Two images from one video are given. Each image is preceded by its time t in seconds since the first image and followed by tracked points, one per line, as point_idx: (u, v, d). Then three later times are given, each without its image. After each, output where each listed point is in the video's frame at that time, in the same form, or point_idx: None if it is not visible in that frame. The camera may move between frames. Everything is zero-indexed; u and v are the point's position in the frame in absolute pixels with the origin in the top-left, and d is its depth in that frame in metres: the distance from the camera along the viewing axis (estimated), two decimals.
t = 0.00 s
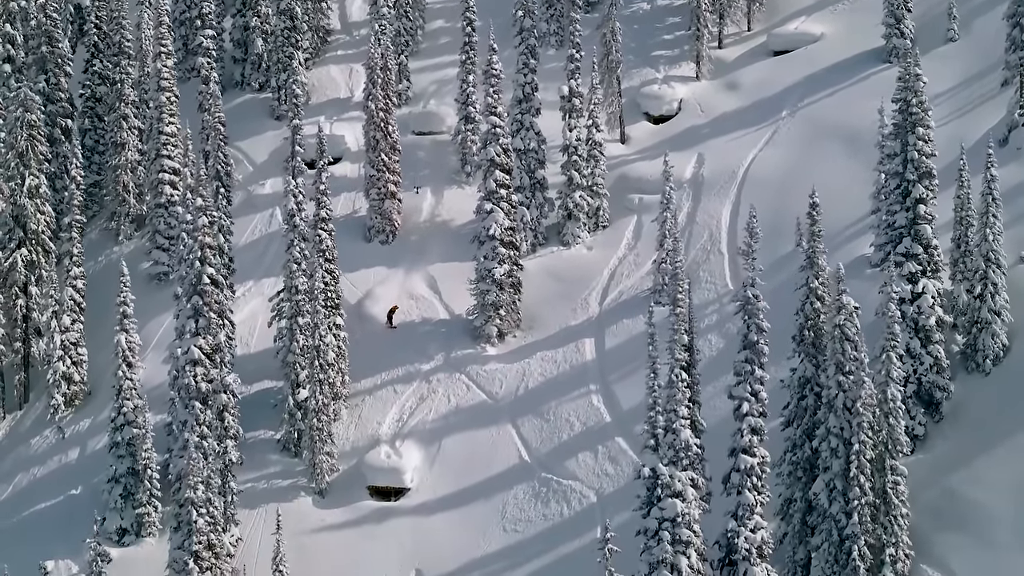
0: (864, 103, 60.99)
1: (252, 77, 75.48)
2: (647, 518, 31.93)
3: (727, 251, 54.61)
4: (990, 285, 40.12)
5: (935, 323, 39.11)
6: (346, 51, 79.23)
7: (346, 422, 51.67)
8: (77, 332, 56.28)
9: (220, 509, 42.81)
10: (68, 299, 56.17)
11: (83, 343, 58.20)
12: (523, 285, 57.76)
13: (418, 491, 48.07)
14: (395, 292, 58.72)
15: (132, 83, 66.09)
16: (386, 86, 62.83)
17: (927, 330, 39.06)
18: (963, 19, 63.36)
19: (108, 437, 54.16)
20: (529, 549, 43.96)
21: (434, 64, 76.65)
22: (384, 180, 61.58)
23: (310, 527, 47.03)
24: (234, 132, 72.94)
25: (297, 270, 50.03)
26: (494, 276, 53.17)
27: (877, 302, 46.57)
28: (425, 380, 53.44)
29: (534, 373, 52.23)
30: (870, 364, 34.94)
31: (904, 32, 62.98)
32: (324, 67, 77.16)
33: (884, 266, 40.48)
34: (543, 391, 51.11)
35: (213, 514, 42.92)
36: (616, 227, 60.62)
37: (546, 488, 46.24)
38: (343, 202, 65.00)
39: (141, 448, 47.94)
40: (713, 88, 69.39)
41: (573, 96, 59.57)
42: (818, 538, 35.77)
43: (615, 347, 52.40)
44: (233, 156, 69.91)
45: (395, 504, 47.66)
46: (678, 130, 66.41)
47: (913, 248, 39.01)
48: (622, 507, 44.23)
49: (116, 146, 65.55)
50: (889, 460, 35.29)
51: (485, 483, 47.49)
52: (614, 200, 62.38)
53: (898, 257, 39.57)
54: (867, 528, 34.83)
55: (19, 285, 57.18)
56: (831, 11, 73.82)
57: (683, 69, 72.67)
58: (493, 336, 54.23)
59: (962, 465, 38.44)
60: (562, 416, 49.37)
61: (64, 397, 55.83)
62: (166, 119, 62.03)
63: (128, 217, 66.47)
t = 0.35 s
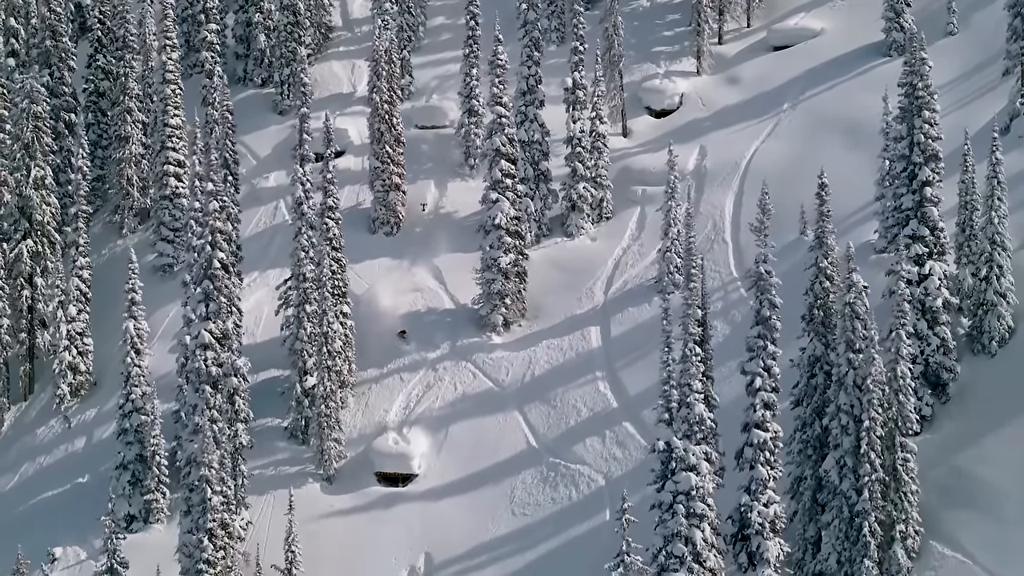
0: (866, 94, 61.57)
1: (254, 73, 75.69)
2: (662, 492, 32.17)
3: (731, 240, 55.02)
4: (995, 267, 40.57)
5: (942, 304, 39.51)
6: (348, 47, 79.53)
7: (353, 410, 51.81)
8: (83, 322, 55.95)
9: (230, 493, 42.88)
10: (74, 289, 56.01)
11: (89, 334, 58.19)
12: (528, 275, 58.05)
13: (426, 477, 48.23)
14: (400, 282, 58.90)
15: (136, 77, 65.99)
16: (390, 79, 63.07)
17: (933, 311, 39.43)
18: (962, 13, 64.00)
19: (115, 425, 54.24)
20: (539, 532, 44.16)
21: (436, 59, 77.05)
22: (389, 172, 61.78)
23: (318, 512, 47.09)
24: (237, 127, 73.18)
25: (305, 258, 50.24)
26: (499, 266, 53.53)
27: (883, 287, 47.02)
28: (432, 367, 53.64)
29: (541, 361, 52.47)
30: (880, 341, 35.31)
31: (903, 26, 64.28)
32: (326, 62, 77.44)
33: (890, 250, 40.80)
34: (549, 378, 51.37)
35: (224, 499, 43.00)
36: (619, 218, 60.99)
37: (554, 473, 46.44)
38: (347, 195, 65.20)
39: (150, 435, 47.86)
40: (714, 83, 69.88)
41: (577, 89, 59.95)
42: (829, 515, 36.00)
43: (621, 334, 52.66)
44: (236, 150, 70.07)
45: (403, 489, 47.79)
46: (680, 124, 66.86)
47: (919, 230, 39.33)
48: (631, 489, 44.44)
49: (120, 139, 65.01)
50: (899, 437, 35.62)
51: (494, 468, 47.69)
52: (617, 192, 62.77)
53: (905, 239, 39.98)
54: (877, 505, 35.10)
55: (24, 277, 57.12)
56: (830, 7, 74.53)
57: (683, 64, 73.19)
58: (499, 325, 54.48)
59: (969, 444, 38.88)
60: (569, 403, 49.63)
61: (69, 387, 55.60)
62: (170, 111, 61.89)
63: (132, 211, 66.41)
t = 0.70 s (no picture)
0: (869, 90, 62.13)
1: (260, 71, 75.93)
2: (680, 469, 32.45)
3: (738, 233, 55.46)
4: (1003, 254, 40.82)
5: (951, 290, 39.65)
6: (353, 46, 79.88)
7: (363, 400, 51.93)
8: (92, 315, 56.01)
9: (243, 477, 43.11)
10: (83, 282, 55.89)
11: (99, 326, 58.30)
12: (536, 268, 58.34)
13: (436, 466, 48.42)
14: (407, 275, 59.12)
15: (143, 74, 64.98)
16: (397, 75, 63.28)
17: (943, 297, 39.61)
18: (963, 10, 64.46)
19: (125, 417, 54.22)
20: (551, 519, 44.34)
21: (440, 58, 77.47)
22: (396, 167, 62.02)
23: (330, 501, 47.22)
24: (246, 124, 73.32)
25: (315, 249, 50.46)
26: (507, 258, 53.88)
27: (893, 273, 47.34)
28: (441, 359, 53.81)
29: (550, 352, 52.73)
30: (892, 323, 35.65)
31: (905, 24, 65.11)
32: (331, 61, 77.76)
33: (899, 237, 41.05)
34: (558, 369, 51.63)
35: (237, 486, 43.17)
36: (625, 212, 61.40)
37: (564, 461, 46.66)
38: (354, 190, 65.48)
39: (161, 425, 47.82)
40: (718, 81, 70.39)
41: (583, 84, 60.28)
42: (842, 496, 36.30)
43: (630, 325, 52.91)
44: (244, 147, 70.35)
45: (414, 478, 47.96)
46: (684, 120, 67.37)
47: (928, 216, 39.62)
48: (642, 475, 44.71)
49: (127, 136, 64.97)
50: (912, 419, 35.91)
51: (504, 457, 47.89)
52: (623, 187, 63.23)
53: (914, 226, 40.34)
54: (891, 486, 35.34)
55: (33, 271, 56.46)
56: (831, 6, 75.17)
57: (687, 63, 73.70)
58: (507, 317, 54.77)
59: (981, 426, 39.19)
60: (578, 392, 49.88)
61: (78, 379, 55.59)
62: (179, 107, 61.49)
63: (139, 207, 66.22)
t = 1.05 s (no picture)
0: (874, 83, 62.84)
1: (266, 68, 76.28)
2: (699, 443, 32.77)
3: (745, 223, 56.06)
4: (1012, 237, 41.38)
5: (960, 273, 40.33)
6: (358, 43, 80.37)
7: (373, 388, 52.18)
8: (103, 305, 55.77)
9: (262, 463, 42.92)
10: (94, 272, 55.62)
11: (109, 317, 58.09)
12: (545, 258, 58.76)
13: (448, 452, 48.70)
14: (416, 265, 59.45)
15: (150, 69, 65.37)
16: (405, 68, 63.60)
17: (953, 279, 40.14)
18: (965, 5, 65.25)
19: (136, 405, 54.33)
20: (563, 502, 44.63)
21: (445, 54, 78.01)
22: (404, 159, 62.32)
23: (343, 486, 47.49)
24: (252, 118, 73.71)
25: (327, 237, 50.79)
26: (517, 248, 54.25)
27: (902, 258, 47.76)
28: (451, 348, 54.11)
29: (559, 339, 53.10)
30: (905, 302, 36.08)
31: (907, 19, 65.90)
32: (337, 57, 78.24)
33: (909, 222, 41.55)
34: (568, 356, 51.99)
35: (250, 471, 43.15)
36: (632, 204, 61.90)
37: (576, 445, 46.94)
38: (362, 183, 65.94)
39: (174, 412, 47.85)
40: (722, 76, 71.00)
41: (591, 77, 60.75)
42: (856, 473, 36.61)
43: (639, 313, 53.32)
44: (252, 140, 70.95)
45: (426, 464, 48.21)
46: (690, 114, 67.97)
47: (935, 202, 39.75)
48: (653, 458, 45.00)
49: (134, 130, 64.82)
50: (925, 397, 36.32)
51: (516, 442, 48.20)
52: (630, 179, 63.76)
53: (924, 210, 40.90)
54: (904, 463, 35.73)
55: (42, 262, 56.59)
56: (833, 3, 75.95)
57: (690, 59, 74.33)
58: (517, 306, 55.15)
59: (993, 406, 39.48)
60: (589, 378, 50.25)
61: (88, 369, 55.55)
62: (188, 100, 62.32)
63: (146, 201, 65.92)
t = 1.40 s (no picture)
0: (880, 74, 63.48)
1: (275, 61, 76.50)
2: (721, 415, 33.25)
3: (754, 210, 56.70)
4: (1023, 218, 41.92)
5: (973, 253, 40.69)
6: (366, 37, 80.82)
7: (387, 373, 52.51)
8: (116, 292, 55.27)
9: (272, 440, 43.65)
10: (108, 259, 55.03)
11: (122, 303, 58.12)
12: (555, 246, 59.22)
13: (464, 434, 49.10)
14: (427, 253, 59.86)
15: (162, 60, 64.43)
16: (415, 59, 64.04)
17: (966, 259, 40.60)
18: None
19: (152, 389, 54.33)
20: (580, 482, 45.04)
21: (453, 48, 78.51)
22: (415, 149, 62.68)
23: (359, 467, 47.81)
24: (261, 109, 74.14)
25: (342, 222, 51.09)
26: (528, 235, 54.60)
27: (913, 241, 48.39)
28: (464, 333, 54.46)
29: (572, 324, 53.54)
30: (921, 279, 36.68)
31: (912, 12, 66.56)
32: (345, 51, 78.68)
33: (922, 202, 41.78)
34: (581, 341, 52.44)
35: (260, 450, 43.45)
36: (642, 193, 62.38)
37: (591, 427, 47.35)
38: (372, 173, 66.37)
39: (191, 395, 47.82)
40: (728, 68, 71.59)
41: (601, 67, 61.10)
42: (873, 448, 37.05)
43: (651, 298, 53.80)
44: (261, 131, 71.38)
45: (442, 446, 48.59)
46: (697, 105, 68.57)
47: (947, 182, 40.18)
48: (668, 438, 45.46)
49: (145, 121, 63.62)
50: (941, 372, 36.76)
51: (531, 424, 48.59)
52: (638, 169, 64.29)
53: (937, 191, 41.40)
54: (921, 437, 36.15)
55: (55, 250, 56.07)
56: None
57: (697, 52, 74.89)
58: (529, 292, 55.59)
59: (1007, 381, 39.90)
60: (602, 362, 50.69)
61: (102, 356, 55.12)
62: (200, 90, 62.38)
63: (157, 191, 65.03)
